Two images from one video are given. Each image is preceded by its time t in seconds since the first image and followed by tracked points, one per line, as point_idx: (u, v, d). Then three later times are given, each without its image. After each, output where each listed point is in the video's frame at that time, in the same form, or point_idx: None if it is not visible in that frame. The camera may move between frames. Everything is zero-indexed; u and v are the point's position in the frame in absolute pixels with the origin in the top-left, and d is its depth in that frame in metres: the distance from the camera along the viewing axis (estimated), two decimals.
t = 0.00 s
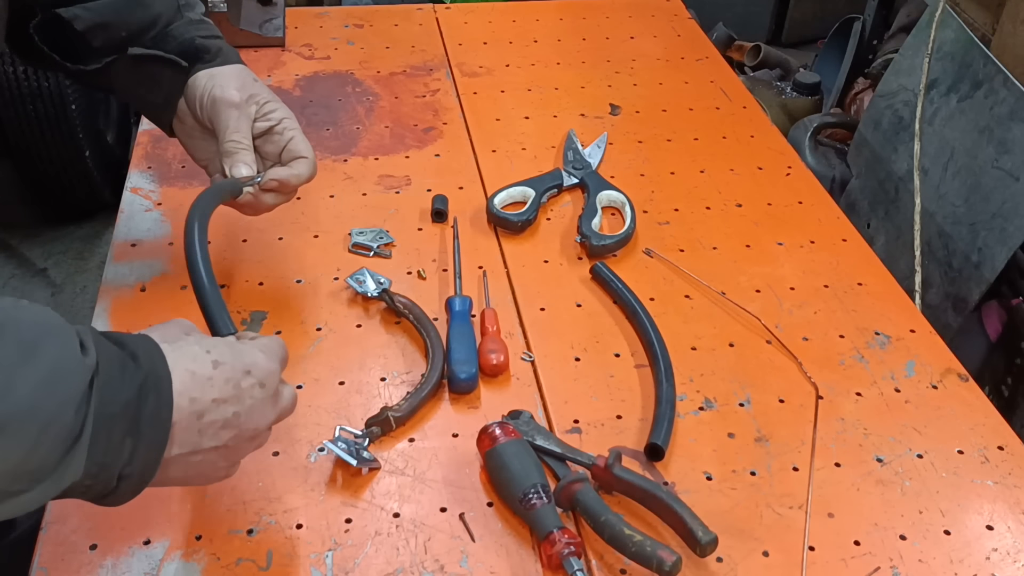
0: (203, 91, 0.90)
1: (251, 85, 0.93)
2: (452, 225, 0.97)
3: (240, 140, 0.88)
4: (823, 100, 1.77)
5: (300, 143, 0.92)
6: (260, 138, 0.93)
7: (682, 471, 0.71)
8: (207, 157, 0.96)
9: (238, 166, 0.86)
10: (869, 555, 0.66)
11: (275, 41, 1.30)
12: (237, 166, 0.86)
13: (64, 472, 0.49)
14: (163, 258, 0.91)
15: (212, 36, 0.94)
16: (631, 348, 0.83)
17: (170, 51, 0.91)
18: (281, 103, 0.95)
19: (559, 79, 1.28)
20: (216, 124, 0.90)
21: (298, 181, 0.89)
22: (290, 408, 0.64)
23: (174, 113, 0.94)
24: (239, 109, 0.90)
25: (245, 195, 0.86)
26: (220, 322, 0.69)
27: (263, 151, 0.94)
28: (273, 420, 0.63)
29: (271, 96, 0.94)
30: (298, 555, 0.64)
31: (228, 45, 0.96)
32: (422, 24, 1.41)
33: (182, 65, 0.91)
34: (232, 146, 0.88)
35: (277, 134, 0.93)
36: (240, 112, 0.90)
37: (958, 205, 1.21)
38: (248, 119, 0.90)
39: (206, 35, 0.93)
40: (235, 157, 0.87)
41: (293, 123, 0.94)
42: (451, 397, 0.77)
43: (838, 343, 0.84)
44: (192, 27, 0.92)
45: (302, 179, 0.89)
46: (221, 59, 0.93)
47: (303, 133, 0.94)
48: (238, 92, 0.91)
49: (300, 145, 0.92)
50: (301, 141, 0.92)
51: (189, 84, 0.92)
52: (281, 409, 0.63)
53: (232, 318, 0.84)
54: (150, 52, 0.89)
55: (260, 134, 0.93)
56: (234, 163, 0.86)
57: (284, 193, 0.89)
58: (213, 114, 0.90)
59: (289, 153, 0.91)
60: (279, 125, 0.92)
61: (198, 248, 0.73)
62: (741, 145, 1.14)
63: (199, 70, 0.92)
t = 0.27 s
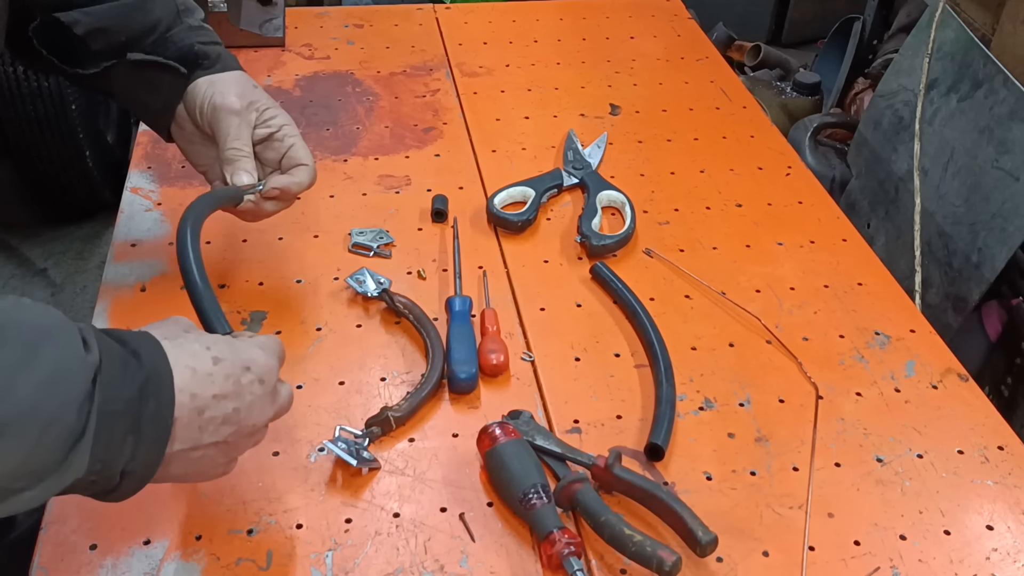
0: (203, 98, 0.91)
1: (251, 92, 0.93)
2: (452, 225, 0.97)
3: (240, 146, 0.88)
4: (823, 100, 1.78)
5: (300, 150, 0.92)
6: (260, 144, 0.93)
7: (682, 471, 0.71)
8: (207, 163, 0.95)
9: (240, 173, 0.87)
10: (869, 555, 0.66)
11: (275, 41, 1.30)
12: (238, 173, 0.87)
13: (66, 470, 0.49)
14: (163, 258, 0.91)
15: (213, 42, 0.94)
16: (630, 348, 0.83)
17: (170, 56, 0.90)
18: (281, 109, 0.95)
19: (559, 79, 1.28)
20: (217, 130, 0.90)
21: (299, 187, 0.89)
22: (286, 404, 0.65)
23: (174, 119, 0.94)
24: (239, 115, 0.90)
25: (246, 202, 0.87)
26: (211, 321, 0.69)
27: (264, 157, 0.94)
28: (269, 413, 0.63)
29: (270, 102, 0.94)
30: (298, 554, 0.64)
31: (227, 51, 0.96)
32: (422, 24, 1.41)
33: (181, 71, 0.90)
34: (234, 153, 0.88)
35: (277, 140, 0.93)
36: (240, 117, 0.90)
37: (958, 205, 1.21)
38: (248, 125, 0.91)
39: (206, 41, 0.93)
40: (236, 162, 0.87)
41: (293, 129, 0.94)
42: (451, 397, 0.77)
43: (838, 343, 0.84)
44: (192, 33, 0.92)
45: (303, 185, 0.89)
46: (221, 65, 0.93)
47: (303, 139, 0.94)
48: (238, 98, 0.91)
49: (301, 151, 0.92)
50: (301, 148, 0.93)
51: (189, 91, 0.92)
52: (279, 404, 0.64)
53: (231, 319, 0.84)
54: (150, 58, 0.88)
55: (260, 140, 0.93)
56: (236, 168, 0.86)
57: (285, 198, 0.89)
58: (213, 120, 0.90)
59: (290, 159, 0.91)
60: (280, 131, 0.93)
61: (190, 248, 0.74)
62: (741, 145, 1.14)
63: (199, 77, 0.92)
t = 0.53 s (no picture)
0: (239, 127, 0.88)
1: (283, 114, 0.91)
2: (452, 225, 0.97)
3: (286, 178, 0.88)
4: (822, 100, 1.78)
5: (338, 171, 0.93)
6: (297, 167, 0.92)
7: (682, 471, 0.71)
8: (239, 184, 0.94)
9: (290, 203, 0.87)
10: (869, 555, 0.66)
11: (274, 41, 1.30)
12: (288, 203, 0.87)
13: (77, 480, 0.49)
14: (163, 258, 0.91)
15: (234, 64, 0.89)
16: (630, 348, 0.83)
17: (193, 81, 0.86)
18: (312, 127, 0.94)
19: (559, 79, 1.28)
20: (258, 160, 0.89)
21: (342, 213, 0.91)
22: (308, 440, 0.64)
23: (202, 142, 0.91)
24: (279, 144, 0.89)
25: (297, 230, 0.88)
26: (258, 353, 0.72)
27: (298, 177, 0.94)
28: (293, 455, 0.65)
29: (303, 122, 0.93)
30: (299, 554, 0.64)
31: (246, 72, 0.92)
32: (422, 24, 1.41)
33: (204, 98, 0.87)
34: (280, 183, 0.88)
35: (314, 162, 0.92)
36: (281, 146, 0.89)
37: (958, 205, 1.21)
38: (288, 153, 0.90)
39: (229, 63, 0.88)
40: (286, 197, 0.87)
41: (327, 148, 0.94)
42: (450, 397, 0.77)
43: (838, 343, 0.84)
44: (215, 56, 0.87)
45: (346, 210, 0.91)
46: (244, 90, 0.90)
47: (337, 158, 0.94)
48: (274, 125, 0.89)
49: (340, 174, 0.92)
50: (338, 169, 0.93)
51: (220, 118, 0.89)
52: (299, 439, 0.63)
53: (232, 319, 0.84)
54: (173, 83, 0.84)
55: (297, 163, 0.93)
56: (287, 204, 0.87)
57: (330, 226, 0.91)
58: (251, 150, 0.89)
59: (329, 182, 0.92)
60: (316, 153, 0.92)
61: (247, 283, 0.76)
62: (741, 145, 1.14)
63: (230, 103, 0.89)
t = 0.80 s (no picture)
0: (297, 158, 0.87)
1: (340, 146, 0.90)
2: (452, 225, 0.97)
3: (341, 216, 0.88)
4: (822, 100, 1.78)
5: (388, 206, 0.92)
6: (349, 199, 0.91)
7: (682, 471, 0.71)
8: (286, 207, 0.93)
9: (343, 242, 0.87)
10: (869, 555, 0.66)
11: (274, 41, 1.30)
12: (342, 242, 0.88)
13: (145, 470, 0.50)
14: (164, 258, 0.91)
15: (285, 89, 0.88)
16: (630, 348, 0.83)
17: (243, 109, 0.84)
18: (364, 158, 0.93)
19: (558, 79, 1.28)
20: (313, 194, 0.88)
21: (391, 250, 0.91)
22: (360, 460, 0.64)
23: (254, 165, 0.89)
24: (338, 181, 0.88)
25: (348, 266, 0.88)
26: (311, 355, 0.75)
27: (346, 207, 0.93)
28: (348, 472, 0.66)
29: (357, 154, 0.91)
30: (298, 554, 0.64)
31: (299, 97, 0.90)
32: (422, 24, 1.41)
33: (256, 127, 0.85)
34: (335, 221, 0.88)
35: (367, 196, 0.91)
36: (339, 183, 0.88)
37: (958, 205, 1.21)
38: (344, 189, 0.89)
39: (280, 90, 0.87)
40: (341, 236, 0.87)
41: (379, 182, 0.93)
42: (450, 397, 0.77)
43: (838, 343, 0.84)
44: (265, 83, 0.85)
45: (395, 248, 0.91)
46: (296, 118, 0.88)
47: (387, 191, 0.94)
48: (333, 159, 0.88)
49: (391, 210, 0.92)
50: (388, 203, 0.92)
51: (278, 146, 0.87)
52: (354, 457, 0.64)
53: (232, 319, 0.84)
54: (224, 111, 0.83)
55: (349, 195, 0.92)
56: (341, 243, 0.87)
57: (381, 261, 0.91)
58: (308, 183, 0.88)
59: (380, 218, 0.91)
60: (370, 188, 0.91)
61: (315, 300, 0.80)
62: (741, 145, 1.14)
63: (290, 133, 0.87)
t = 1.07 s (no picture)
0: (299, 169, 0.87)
1: (344, 156, 0.90)
2: (452, 225, 0.97)
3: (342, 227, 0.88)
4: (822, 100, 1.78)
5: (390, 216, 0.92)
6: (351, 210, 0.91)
7: (682, 470, 0.71)
8: (288, 216, 0.93)
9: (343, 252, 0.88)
10: (869, 555, 0.66)
11: (274, 41, 1.30)
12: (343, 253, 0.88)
13: (161, 478, 0.50)
14: (163, 258, 0.90)
15: (290, 97, 0.87)
16: (631, 348, 0.83)
17: (247, 117, 0.84)
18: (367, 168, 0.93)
19: (558, 79, 1.28)
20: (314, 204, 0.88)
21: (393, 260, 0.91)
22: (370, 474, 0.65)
23: (256, 175, 0.89)
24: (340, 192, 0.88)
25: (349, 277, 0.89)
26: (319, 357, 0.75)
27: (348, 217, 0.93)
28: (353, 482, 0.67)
29: (360, 165, 0.91)
30: (299, 555, 0.64)
31: (302, 104, 0.89)
32: (422, 24, 1.41)
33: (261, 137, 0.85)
34: (336, 232, 0.89)
35: (369, 206, 0.91)
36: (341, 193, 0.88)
37: (958, 205, 1.21)
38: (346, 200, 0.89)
39: (285, 98, 0.86)
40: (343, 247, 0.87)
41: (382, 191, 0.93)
42: (450, 397, 0.77)
43: (838, 343, 0.84)
44: (271, 92, 0.84)
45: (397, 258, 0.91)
46: (298, 126, 0.87)
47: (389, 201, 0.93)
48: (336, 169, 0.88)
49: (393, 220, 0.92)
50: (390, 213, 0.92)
51: (282, 156, 0.87)
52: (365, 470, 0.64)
53: (231, 318, 0.84)
54: (229, 119, 0.82)
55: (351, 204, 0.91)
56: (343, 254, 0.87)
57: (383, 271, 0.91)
58: (310, 193, 0.88)
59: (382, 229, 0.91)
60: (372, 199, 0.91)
61: (320, 303, 0.81)
62: (741, 145, 1.14)
63: (292, 142, 0.87)
